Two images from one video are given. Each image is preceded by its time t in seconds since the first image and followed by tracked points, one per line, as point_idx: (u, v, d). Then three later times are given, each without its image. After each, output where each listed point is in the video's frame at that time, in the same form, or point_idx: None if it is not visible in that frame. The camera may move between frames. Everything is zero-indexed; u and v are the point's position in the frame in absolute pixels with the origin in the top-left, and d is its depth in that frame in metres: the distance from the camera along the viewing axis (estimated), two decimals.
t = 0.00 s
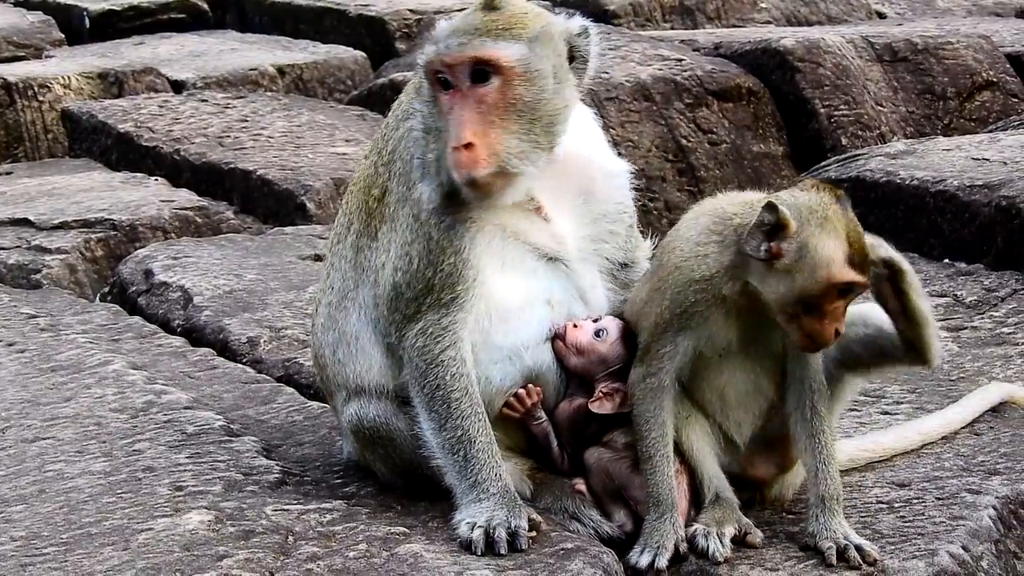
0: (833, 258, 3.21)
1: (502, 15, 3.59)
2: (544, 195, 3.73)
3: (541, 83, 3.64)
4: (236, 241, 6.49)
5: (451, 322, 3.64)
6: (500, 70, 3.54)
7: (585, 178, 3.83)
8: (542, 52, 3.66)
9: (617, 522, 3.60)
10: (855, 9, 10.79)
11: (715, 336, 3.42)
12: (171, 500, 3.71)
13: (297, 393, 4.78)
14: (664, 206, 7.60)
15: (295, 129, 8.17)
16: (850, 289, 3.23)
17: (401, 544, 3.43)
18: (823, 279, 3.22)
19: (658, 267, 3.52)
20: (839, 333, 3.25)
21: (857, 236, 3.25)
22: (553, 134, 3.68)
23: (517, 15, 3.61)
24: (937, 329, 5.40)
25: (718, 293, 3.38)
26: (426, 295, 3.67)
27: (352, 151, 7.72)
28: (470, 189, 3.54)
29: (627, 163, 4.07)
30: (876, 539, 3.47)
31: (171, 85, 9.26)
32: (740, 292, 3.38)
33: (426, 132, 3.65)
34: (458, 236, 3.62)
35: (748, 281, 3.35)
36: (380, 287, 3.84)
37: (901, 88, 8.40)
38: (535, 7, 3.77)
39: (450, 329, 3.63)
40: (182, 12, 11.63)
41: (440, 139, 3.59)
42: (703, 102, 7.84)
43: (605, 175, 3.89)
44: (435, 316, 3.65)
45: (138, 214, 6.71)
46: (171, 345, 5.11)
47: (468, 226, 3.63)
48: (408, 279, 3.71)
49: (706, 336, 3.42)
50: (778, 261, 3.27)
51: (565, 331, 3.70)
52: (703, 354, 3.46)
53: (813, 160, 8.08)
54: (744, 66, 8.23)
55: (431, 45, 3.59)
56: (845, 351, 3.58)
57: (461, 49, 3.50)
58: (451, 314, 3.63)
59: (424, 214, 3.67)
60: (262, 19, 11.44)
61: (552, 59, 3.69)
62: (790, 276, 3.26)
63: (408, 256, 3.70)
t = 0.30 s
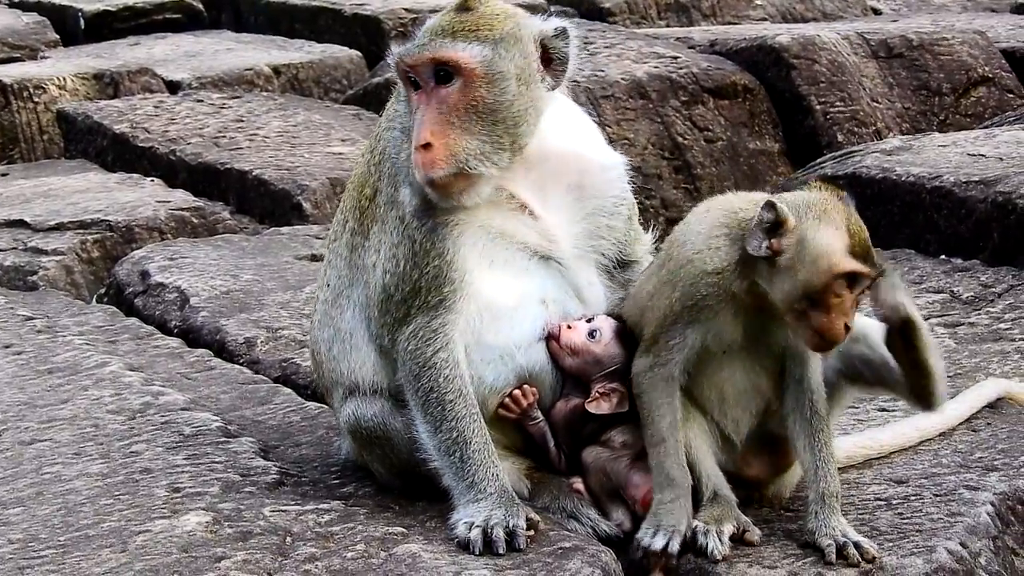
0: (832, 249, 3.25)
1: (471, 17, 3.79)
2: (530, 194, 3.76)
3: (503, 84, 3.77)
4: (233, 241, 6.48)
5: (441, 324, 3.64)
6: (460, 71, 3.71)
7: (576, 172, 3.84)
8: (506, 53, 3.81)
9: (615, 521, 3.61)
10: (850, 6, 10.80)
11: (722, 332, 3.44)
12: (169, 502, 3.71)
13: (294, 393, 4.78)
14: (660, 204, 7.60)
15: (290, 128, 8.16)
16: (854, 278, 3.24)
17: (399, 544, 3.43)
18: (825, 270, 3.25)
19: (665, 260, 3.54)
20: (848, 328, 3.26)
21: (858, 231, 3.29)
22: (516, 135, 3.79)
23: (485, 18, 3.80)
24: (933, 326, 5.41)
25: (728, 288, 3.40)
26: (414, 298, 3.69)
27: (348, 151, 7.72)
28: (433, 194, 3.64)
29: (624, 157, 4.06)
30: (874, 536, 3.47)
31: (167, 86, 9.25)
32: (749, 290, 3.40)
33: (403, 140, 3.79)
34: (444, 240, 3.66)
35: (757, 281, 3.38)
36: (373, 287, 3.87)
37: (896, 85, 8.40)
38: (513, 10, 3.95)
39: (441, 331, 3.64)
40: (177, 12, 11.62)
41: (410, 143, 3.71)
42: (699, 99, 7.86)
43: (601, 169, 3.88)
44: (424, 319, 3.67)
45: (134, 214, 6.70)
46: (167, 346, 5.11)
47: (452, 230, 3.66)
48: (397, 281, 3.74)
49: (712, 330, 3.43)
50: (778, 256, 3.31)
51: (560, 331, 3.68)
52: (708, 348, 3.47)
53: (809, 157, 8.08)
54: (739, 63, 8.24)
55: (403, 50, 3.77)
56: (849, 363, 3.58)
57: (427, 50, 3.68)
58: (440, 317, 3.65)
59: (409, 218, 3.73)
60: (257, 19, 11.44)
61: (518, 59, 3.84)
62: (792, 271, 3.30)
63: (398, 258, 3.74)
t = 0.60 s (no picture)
0: (846, 231, 3.27)
1: (456, 17, 3.80)
2: (522, 193, 3.76)
3: (484, 85, 3.77)
4: (231, 239, 6.49)
5: (435, 324, 3.65)
6: (441, 72, 3.71)
7: (570, 167, 3.83)
8: (489, 54, 3.80)
9: (613, 518, 3.62)
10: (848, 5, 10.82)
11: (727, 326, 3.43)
12: (167, 499, 3.72)
13: (292, 391, 4.79)
14: (659, 202, 7.61)
15: (289, 126, 8.17)
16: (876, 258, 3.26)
17: (397, 541, 3.44)
18: (842, 251, 3.26)
19: (667, 256, 3.53)
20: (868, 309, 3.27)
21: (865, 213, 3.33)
22: (497, 135, 3.78)
23: (470, 18, 3.81)
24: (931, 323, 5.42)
25: (739, 285, 3.39)
26: (409, 298, 3.70)
27: (346, 149, 7.72)
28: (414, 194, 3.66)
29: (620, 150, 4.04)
30: (872, 534, 3.48)
31: (165, 84, 9.26)
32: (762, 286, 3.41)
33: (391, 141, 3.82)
34: (436, 240, 3.66)
35: (769, 272, 3.38)
36: (370, 285, 3.88)
37: (894, 83, 8.40)
38: (502, 9, 3.96)
39: (435, 330, 3.65)
40: (175, 10, 11.62)
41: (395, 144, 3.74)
42: (697, 97, 7.87)
43: (595, 165, 3.87)
44: (419, 319, 3.68)
45: (133, 212, 6.71)
46: (166, 344, 5.11)
47: (444, 232, 3.66)
48: (392, 280, 3.76)
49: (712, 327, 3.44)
50: (792, 244, 3.32)
51: (558, 330, 3.68)
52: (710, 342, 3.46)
53: (807, 155, 8.08)
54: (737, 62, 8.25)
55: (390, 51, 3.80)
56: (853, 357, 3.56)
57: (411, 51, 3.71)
58: (434, 316, 3.65)
59: (401, 219, 3.75)
60: (255, 17, 11.44)
61: (501, 60, 3.82)
62: (807, 258, 3.30)
63: (393, 257, 3.76)
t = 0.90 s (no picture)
0: (841, 230, 3.28)
1: (443, 19, 3.87)
2: (512, 193, 3.78)
3: (466, 87, 3.82)
4: (230, 238, 6.50)
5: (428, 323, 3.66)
6: (424, 73, 3.79)
7: (564, 166, 3.83)
8: (473, 55, 3.86)
9: (612, 516, 3.62)
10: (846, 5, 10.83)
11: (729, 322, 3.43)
12: (165, 497, 3.73)
13: (291, 389, 4.79)
14: (657, 201, 7.62)
15: (288, 126, 8.17)
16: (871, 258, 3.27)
17: (395, 539, 3.45)
18: (837, 250, 3.27)
19: (666, 254, 3.56)
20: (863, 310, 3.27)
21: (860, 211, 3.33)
22: (480, 136, 3.82)
23: (456, 19, 3.88)
24: (929, 323, 5.43)
25: (735, 280, 3.41)
26: (404, 298, 3.72)
27: (345, 148, 7.73)
28: (400, 195, 3.71)
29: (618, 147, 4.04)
30: (868, 532, 3.49)
31: (164, 83, 9.27)
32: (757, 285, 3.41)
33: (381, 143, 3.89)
34: (429, 241, 3.67)
35: (764, 271, 3.39)
36: (366, 284, 3.91)
37: (893, 83, 8.41)
38: (492, 10, 4.01)
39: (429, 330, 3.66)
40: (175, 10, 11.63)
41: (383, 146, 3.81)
42: (695, 97, 7.88)
43: (591, 163, 3.87)
44: (413, 319, 3.70)
45: (132, 211, 6.72)
46: (164, 342, 5.12)
47: (435, 233, 3.68)
48: (386, 280, 3.78)
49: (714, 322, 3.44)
50: (787, 244, 3.34)
51: (554, 330, 3.67)
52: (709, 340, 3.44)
53: (805, 155, 8.09)
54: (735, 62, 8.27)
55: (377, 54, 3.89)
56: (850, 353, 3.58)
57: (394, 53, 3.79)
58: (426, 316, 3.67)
59: (394, 220, 3.77)
60: (254, 17, 11.45)
61: (484, 61, 3.87)
62: (803, 258, 3.31)
63: (388, 258, 3.78)
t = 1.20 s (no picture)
0: (762, 176, 3.07)
1: (437, 21, 3.87)
2: (507, 194, 3.79)
3: (459, 90, 3.83)
4: (227, 238, 6.51)
5: (422, 325, 3.67)
6: (418, 75, 3.80)
7: (558, 166, 3.84)
8: (467, 58, 3.87)
9: (607, 516, 3.63)
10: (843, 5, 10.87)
11: (702, 298, 3.31)
12: (162, 497, 3.74)
13: (288, 390, 4.80)
14: (654, 201, 7.63)
15: (285, 126, 8.18)
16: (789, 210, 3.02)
17: (391, 539, 3.46)
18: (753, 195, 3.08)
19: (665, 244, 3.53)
20: (782, 269, 3.07)
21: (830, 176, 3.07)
22: (474, 139, 3.83)
23: (450, 21, 3.88)
24: (924, 323, 5.44)
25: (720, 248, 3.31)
26: (399, 300, 3.74)
27: (342, 148, 7.74)
28: (394, 197, 3.72)
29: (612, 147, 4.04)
30: (864, 531, 3.49)
31: (161, 83, 9.28)
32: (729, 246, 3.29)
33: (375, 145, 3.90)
34: (423, 242, 3.68)
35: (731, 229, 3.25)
36: (361, 285, 3.92)
37: (889, 83, 8.43)
38: (486, 12, 4.02)
39: (423, 331, 3.67)
40: (173, 10, 11.65)
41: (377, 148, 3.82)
42: (691, 97, 7.90)
43: (587, 163, 3.88)
44: (407, 321, 3.71)
45: (129, 212, 6.73)
46: (161, 343, 5.13)
47: (428, 234, 3.69)
48: (381, 281, 3.79)
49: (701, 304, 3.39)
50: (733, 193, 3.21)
51: (550, 330, 3.69)
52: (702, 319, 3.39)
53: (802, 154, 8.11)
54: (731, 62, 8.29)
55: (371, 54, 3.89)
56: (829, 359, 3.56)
57: (388, 55, 3.79)
58: (421, 318, 3.68)
59: (388, 222, 3.78)
60: (251, 17, 11.46)
61: (478, 64, 3.88)
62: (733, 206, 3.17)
63: (383, 260, 3.79)
